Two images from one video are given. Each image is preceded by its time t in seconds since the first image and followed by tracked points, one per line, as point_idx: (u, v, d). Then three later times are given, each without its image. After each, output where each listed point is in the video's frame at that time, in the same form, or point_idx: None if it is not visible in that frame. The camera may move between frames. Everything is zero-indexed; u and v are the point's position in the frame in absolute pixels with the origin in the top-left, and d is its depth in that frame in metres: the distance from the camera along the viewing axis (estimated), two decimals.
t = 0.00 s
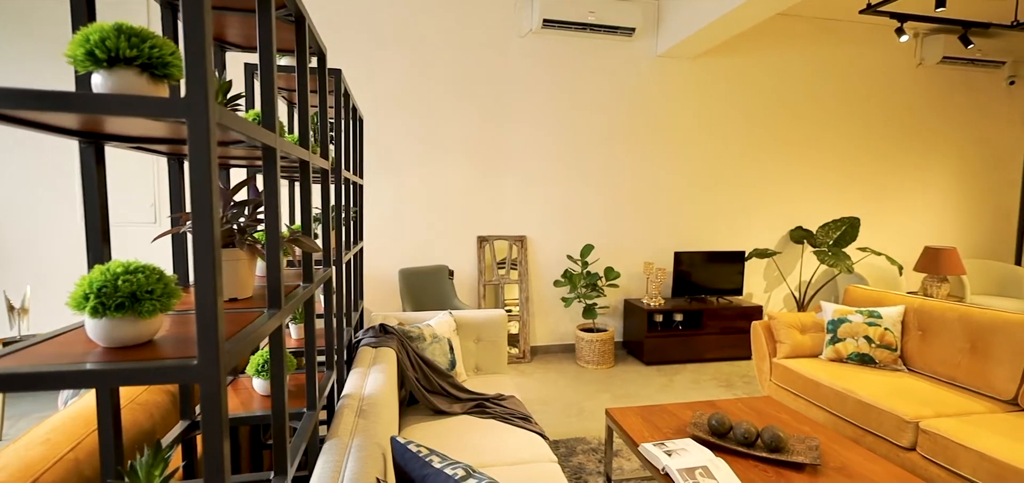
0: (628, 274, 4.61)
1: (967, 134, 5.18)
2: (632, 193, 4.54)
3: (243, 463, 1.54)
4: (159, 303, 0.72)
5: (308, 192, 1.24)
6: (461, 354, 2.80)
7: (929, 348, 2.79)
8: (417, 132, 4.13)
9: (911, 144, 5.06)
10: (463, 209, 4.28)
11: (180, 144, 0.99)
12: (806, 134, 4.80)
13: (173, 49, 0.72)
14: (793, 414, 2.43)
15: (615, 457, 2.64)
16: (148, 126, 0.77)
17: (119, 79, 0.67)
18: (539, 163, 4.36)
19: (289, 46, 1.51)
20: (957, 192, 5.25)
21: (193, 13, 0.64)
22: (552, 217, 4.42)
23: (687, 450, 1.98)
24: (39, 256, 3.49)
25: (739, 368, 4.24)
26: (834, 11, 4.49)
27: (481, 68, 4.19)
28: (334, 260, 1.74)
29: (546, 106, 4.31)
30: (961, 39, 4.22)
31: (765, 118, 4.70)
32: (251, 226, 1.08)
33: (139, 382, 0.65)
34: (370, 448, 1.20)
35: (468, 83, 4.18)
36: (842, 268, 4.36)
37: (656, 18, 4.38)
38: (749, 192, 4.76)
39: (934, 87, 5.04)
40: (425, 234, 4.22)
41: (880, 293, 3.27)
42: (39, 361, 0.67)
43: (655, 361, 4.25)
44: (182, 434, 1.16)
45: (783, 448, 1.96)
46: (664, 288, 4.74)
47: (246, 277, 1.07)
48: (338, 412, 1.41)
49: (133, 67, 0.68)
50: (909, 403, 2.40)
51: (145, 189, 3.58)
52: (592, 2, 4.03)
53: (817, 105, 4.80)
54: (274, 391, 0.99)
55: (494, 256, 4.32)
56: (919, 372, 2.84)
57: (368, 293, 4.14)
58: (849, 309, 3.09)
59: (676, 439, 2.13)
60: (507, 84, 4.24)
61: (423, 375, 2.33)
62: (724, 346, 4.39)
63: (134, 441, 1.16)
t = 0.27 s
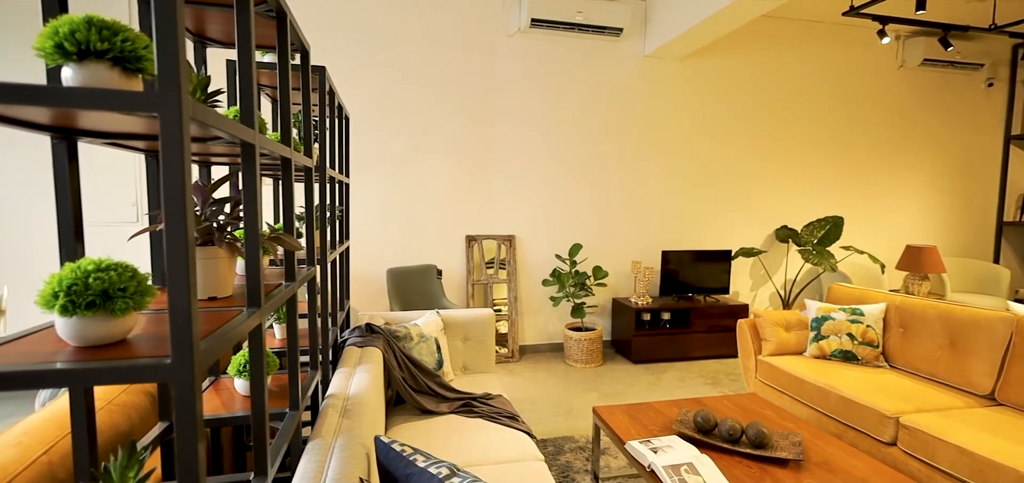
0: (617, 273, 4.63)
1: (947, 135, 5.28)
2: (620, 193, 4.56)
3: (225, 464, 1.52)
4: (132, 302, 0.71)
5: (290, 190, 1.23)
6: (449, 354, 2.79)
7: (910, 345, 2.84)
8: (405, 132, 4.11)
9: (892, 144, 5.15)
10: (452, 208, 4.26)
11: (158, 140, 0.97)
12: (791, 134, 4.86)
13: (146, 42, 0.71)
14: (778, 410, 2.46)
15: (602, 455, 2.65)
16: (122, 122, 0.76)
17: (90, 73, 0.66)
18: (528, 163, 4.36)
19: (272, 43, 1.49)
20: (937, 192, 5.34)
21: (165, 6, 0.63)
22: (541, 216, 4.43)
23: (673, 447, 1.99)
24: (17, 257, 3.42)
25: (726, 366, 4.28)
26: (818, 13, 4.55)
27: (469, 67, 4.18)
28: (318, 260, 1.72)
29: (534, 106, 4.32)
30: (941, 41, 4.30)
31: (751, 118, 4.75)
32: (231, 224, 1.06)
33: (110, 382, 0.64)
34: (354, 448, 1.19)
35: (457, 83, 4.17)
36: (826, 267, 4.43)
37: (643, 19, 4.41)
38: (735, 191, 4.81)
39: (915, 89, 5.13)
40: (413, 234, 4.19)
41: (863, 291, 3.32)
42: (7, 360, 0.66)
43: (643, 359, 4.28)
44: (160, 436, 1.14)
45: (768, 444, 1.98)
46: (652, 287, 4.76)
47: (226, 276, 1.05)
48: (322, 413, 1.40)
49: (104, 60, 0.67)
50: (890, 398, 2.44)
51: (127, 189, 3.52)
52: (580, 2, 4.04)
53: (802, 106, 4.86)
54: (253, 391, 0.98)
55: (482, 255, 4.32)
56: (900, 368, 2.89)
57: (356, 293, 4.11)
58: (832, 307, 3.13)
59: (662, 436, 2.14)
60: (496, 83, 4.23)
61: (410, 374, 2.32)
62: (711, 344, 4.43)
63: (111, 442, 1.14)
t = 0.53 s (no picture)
0: (605, 272, 4.65)
1: (928, 136, 5.38)
2: (608, 193, 4.57)
3: (207, 466, 1.50)
4: (103, 300, 0.69)
5: (271, 188, 1.21)
6: (436, 354, 2.78)
7: (891, 342, 2.89)
8: (393, 131, 4.09)
9: (875, 144, 5.23)
10: (440, 207, 4.25)
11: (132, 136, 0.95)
12: (776, 135, 4.92)
13: (116, 35, 0.70)
14: (762, 407, 2.49)
15: (590, 454, 2.66)
16: (93, 117, 0.74)
17: (58, 66, 0.65)
18: (516, 163, 4.36)
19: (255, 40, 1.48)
20: (919, 192, 5.44)
21: None
22: (529, 216, 4.43)
23: (658, 445, 2.00)
24: None
25: (713, 364, 4.32)
26: (802, 15, 4.61)
27: (458, 67, 4.17)
28: (302, 259, 1.70)
29: (523, 105, 4.32)
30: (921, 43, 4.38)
31: (737, 118, 4.80)
32: (208, 221, 1.05)
33: (78, 382, 0.63)
34: (337, 448, 1.18)
35: (446, 83, 4.16)
36: (810, 265, 4.49)
37: (631, 19, 4.43)
38: (722, 191, 4.85)
39: (897, 90, 5.22)
40: (401, 234, 4.17)
41: (846, 289, 3.37)
42: None
43: (631, 358, 4.30)
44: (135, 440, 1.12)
45: (752, 440, 2.00)
46: (640, 286, 4.79)
47: (204, 275, 1.04)
48: (305, 413, 1.38)
49: (73, 54, 0.66)
50: (872, 395, 2.48)
51: (108, 188, 3.47)
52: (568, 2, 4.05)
53: (787, 106, 4.92)
54: (231, 392, 0.97)
55: (471, 255, 4.31)
56: (882, 365, 2.93)
57: (344, 293, 4.08)
58: (816, 305, 3.18)
59: (648, 434, 2.15)
60: (484, 82, 4.23)
61: (397, 374, 2.31)
62: (698, 343, 4.46)
63: (85, 444, 1.12)
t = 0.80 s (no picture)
0: (593, 271, 4.67)
1: (909, 136, 5.47)
2: (596, 192, 4.59)
3: (187, 468, 1.48)
4: (73, 300, 0.68)
5: (251, 186, 1.20)
6: (423, 354, 2.77)
7: (873, 339, 2.94)
8: (381, 130, 4.06)
9: (858, 145, 5.31)
10: (429, 207, 4.23)
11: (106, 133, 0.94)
12: (762, 135, 4.97)
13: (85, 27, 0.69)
14: (747, 404, 2.51)
15: (577, 453, 2.66)
16: (62, 113, 0.73)
17: (24, 59, 0.64)
18: (505, 162, 4.35)
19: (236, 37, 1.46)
20: (900, 192, 5.53)
21: None
22: (517, 216, 4.43)
23: (644, 442, 2.01)
24: None
25: (700, 362, 4.35)
26: (787, 16, 4.66)
27: (446, 66, 4.15)
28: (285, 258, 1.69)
29: (511, 104, 4.31)
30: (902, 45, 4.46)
31: (723, 118, 4.84)
32: (185, 219, 1.04)
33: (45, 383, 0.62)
34: (319, 449, 1.17)
35: (433, 82, 4.14)
36: (795, 264, 4.55)
37: (618, 19, 4.45)
38: (708, 190, 4.89)
39: (879, 92, 5.31)
40: (388, 233, 4.15)
41: (830, 287, 3.41)
42: None
43: (618, 357, 4.32)
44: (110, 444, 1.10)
45: (736, 437, 2.02)
46: (627, 285, 4.81)
47: (182, 274, 1.02)
48: (288, 414, 1.36)
49: (41, 47, 0.65)
50: (855, 391, 2.51)
51: (87, 188, 3.40)
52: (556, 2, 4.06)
53: (773, 107, 4.97)
54: (209, 393, 0.95)
55: (459, 254, 4.30)
56: (864, 362, 2.98)
57: (331, 293, 4.05)
58: (800, 303, 3.22)
59: (635, 432, 2.16)
60: (472, 81, 4.22)
61: (383, 374, 2.29)
62: (685, 341, 4.50)
63: (57, 447, 1.10)
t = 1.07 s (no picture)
0: (581, 270, 4.68)
1: (891, 137, 5.57)
2: (584, 192, 4.61)
3: (166, 471, 1.46)
4: (38, 300, 0.67)
5: (230, 185, 1.18)
6: (410, 354, 2.75)
7: (855, 337, 2.98)
8: (368, 129, 4.04)
9: (842, 145, 5.39)
10: (416, 206, 4.21)
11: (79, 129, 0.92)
12: (748, 135, 5.02)
13: (51, 20, 0.68)
14: (732, 402, 2.54)
15: (564, 451, 2.67)
16: (28, 110, 0.72)
17: None
18: (494, 163, 4.35)
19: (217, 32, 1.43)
20: (882, 191, 5.63)
21: None
22: (505, 215, 4.42)
23: (630, 440, 2.02)
24: None
25: (686, 361, 4.39)
26: (771, 18, 4.72)
27: (433, 65, 4.13)
28: (267, 259, 1.66)
29: (499, 103, 4.31)
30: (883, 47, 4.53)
31: (710, 119, 4.88)
32: (161, 218, 1.02)
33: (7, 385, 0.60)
34: (300, 450, 1.16)
35: (421, 82, 4.12)
36: (779, 263, 4.60)
37: (606, 20, 4.47)
38: (695, 190, 4.93)
39: (861, 93, 5.39)
40: (376, 233, 4.12)
41: (813, 285, 3.46)
42: None
43: (606, 356, 4.34)
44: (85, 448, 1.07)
45: (721, 434, 2.03)
46: (615, 284, 4.83)
47: (158, 273, 1.01)
48: (269, 416, 1.35)
49: (6, 41, 0.64)
50: (837, 388, 2.55)
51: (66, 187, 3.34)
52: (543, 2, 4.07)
53: (758, 108, 5.03)
54: (186, 395, 0.94)
55: (447, 254, 4.29)
56: (846, 359, 3.02)
57: (317, 293, 4.01)
58: (784, 301, 3.26)
59: (621, 430, 2.17)
60: (460, 80, 4.20)
61: (368, 375, 2.28)
62: (672, 340, 4.53)
63: (27, 451, 1.07)
